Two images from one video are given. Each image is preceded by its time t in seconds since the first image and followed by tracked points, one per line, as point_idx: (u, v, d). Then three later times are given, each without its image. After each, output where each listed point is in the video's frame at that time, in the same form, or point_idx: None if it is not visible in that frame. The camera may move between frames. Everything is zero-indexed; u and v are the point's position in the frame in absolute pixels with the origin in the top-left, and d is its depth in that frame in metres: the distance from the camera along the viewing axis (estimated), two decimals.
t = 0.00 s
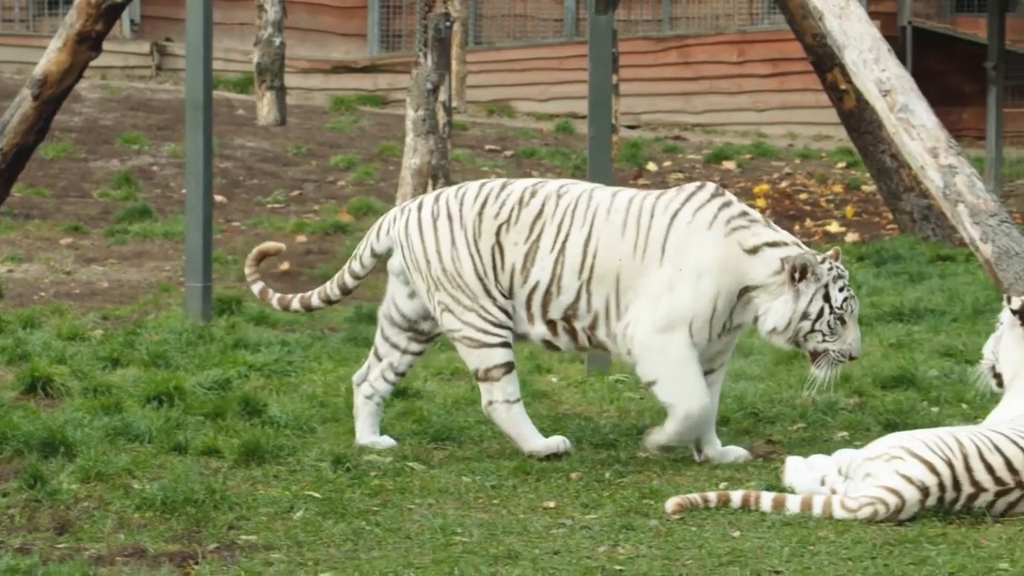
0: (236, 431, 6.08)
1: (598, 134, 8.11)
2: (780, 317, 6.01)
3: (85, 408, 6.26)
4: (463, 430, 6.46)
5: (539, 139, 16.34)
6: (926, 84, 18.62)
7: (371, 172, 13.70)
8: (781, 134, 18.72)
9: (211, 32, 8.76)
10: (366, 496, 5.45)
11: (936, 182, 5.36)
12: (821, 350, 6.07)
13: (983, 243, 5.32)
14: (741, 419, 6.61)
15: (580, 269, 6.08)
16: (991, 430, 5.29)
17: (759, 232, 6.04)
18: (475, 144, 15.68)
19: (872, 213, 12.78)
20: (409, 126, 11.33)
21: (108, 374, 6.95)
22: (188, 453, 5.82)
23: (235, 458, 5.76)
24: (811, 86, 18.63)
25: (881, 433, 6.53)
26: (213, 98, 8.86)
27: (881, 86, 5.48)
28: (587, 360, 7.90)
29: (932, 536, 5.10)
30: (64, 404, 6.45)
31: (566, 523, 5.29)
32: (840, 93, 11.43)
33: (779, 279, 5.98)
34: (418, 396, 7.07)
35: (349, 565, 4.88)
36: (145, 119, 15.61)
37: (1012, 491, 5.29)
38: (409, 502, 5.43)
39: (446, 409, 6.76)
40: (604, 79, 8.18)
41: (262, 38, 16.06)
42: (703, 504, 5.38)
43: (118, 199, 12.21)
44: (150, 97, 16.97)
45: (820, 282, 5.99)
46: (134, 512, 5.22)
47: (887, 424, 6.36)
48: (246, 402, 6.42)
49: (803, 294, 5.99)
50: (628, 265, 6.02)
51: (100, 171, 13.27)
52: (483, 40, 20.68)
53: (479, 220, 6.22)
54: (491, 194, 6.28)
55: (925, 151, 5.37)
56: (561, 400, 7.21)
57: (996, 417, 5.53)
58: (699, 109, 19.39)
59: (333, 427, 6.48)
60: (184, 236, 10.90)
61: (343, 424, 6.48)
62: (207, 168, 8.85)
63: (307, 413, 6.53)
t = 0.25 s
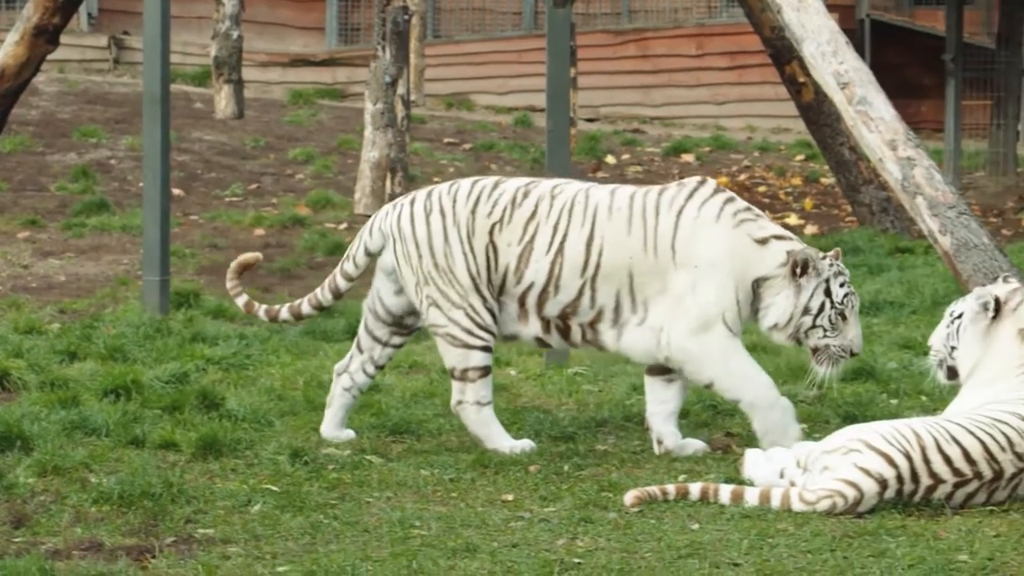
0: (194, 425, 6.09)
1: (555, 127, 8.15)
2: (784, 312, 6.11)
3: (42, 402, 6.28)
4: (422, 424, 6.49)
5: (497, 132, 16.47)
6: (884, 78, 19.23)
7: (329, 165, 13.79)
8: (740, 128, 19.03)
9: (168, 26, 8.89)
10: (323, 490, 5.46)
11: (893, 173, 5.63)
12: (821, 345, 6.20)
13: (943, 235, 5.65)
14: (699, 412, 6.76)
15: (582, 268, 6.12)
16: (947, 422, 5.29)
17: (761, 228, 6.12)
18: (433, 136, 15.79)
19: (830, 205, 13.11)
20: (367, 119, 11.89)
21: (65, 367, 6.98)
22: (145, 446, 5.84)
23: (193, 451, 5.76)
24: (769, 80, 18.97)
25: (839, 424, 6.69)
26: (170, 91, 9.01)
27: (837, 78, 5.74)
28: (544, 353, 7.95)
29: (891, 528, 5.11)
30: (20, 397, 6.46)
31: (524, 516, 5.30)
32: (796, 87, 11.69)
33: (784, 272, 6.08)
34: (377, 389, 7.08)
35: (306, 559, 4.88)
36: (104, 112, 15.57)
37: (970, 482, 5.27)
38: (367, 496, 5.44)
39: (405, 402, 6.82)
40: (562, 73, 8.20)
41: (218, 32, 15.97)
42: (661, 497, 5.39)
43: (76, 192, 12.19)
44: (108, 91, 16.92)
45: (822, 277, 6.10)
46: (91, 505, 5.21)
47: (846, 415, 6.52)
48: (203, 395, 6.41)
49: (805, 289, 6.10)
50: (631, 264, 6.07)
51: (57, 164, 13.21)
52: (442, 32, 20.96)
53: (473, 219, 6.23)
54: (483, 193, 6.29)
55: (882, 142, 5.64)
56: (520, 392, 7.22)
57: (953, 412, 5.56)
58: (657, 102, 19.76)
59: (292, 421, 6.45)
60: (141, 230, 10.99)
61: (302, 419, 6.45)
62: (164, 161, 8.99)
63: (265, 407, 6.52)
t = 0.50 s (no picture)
0: (158, 419, 6.09)
1: (522, 120, 8.09)
2: (792, 304, 6.04)
3: (4, 397, 6.28)
4: (387, 419, 6.51)
5: (463, 126, 16.51)
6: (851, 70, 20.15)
7: (294, 159, 13.82)
8: (705, 121, 19.78)
9: (133, 21, 8.92)
10: (288, 485, 5.45)
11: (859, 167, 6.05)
12: (836, 332, 6.11)
13: (909, 229, 6.03)
14: (665, 407, 6.79)
15: (580, 261, 6.10)
16: (913, 417, 5.29)
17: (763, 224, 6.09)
18: (399, 131, 15.81)
19: (796, 199, 13.24)
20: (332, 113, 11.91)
21: (29, 362, 7.00)
22: (110, 441, 5.84)
23: (158, 446, 5.75)
24: (735, 74, 19.72)
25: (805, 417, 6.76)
26: (134, 86, 9.02)
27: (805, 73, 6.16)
28: (510, 347, 7.97)
29: (857, 522, 5.10)
30: None
31: (490, 511, 5.30)
32: (764, 80, 11.73)
33: (787, 266, 6.02)
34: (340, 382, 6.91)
35: (271, 553, 4.88)
36: (68, 106, 15.53)
37: (936, 476, 5.26)
38: (332, 490, 5.43)
39: (370, 397, 6.82)
40: (527, 66, 8.13)
41: (183, 25, 15.82)
42: (627, 491, 5.39)
43: (40, 187, 12.17)
44: (72, 85, 16.87)
45: (826, 266, 6.03)
46: (55, 500, 5.21)
47: (812, 410, 6.62)
48: (168, 390, 6.42)
49: (810, 279, 6.04)
50: (627, 257, 6.04)
51: (21, 159, 13.17)
52: (408, 26, 21.90)
53: (465, 207, 6.25)
54: (478, 182, 6.31)
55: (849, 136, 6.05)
56: (487, 387, 7.22)
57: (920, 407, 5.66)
58: (623, 95, 20.46)
59: (256, 417, 6.33)
60: (106, 224, 11.01)
61: (266, 414, 6.31)
62: (128, 156, 8.99)
63: (230, 400, 6.45)
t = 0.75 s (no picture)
0: (120, 415, 6.07)
1: (486, 114, 8.05)
2: (798, 302, 6.10)
3: None
4: (350, 414, 6.35)
5: (428, 119, 16.51)
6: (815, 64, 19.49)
7: (258, 152, 13.81)
8: (669, 115, 19.59)
9: (95, 13, 8.90)
10: (251, 480, 5.45)
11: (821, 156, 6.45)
12: (838, 332, 6.17)
13: (873, 223, 6.35)
14: (630, 401, 6.82)
15: (576, 255, 6.05)
16: (880, 411, 5.28)
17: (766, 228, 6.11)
18: (362, 124, 15.81)
19: (762, 191, 13.30)
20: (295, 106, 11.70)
21: None
22: (72, 436, 5.84)
23: (121, 441, 5.76)
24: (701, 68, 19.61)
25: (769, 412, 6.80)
26: (96, 80, 8.95)
27: (770, 65, 6.66)
28: (474, 342, 7.98)
29: (821, 516, 5.10)
30: None
31: (454, 505, 5.30)
32: (729, 74, 11.92)
33: (792, 268, 6.08)
34: (303, 376, 6.86)
35: (234, 548, 4.87)
36: (30, 100, 15.48)
37: (901, 471, 5.25)
38: (295, 485, 5.43)
39: (333, 393, 6.63)
40: (492, 59, 8.08)
41: (144, 18, 15.67)
42: (591, 485, 5.39)
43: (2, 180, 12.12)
44: (34, 78, 16.82)
45: (833, 266, 6.11)
46: (17, 496, 5.20)
47: (776, 404, 6.67)
48: (131, 384, 6.40)
49: (817, 279, 6.11)
50: (624, 252, 5.99)
51: None
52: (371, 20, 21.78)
53: (462, 197, 6.20)
54: (477, 172, 6.25)
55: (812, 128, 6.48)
56: (451, 381, 7.23)
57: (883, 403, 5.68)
58: (587, 89, 20.29)
59: (219, 410, 6.31)
60: (68, 219, 10.96)
61: (229, 408, 6.27)
62: (91, 149, 8.95)
63: (193, 395, 6.42)
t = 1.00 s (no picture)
0: (91, 411, 6.06)
1: (458, 111, 8.03)
2: (789, 308, 6.10)
3: None
4: (322, 410, 6.32)
5: (399, 115, 16.54)
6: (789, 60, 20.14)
7: (229, 148, 13.81)
8: (641, 110, 20.00)
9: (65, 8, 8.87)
10: (223, 476, 5.44)
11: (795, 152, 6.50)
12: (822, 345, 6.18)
13: (847, 218, 6.44)
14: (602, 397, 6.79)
15: (574, 244, 5.99)
16: (852, 408, 5.27)
17: (765, 230, 6.09)
18: (334, 120, 15.81)
19: (735, 187, 13.35)
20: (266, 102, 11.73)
21: None
22: (43, 432, 5.83)
23: (92, 437, 5.75)
24: (672, 63, 19.90)
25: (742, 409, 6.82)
26: (67, 75, 8.97)
27: (743, 61, 6.70)
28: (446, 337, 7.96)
29: (794, 513, 5.09)
30: None
31: (426, 502, 5.28)
32: (702, 68, 11.71)
33: (788, 273, 6.08)
34: (275, 373, 6.84)
35: (205, 545, 4.85)
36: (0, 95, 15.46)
37: (874, 468, 5.25)
38: (267, 481, 5.42)
39: (304, 388, 6.60)
40: (464, 55, 7.95)
41: (115, 13, 15.90)
42: (563, 482, 5.38)
43: None
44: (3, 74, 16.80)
45: (826, 277, 6.10)
46: None
47: (749, 400, 6.69)
48: (102, 380, 6.39)
49: (810, 287, 6.10)
50: (622, 241, 5.94)
51: None
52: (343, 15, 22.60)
53: (458, 190, 6.14)
54: (472, 164, 6.19)
55: (786, 123, 6.53)
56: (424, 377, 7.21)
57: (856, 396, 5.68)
58: (560, 85, 20.86)
59: (191, 406, 6.30)
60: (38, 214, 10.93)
61: (201, 405, 6.25)
62: (62, 143, 8.96)
63: (165, 391, 6.40)
